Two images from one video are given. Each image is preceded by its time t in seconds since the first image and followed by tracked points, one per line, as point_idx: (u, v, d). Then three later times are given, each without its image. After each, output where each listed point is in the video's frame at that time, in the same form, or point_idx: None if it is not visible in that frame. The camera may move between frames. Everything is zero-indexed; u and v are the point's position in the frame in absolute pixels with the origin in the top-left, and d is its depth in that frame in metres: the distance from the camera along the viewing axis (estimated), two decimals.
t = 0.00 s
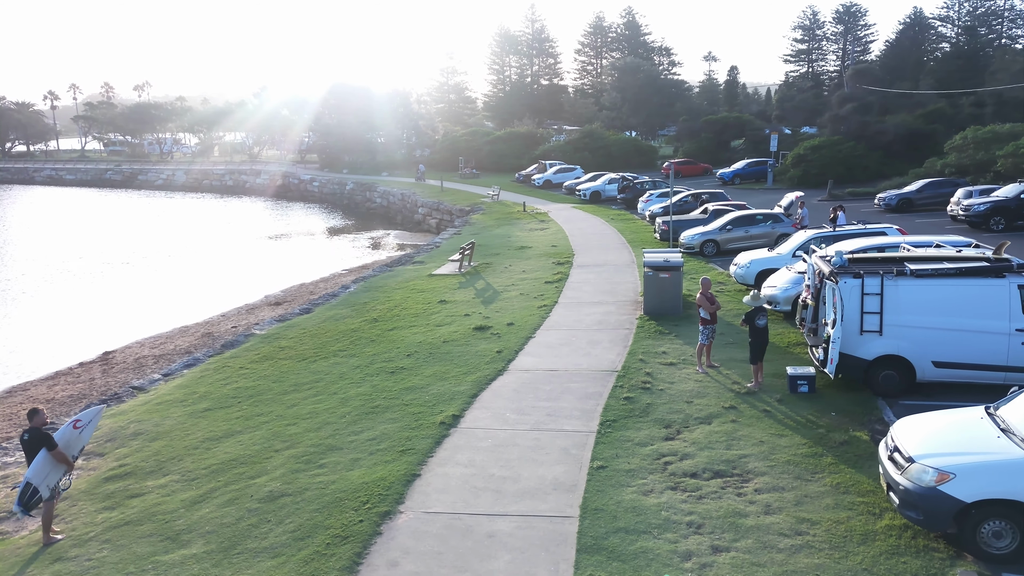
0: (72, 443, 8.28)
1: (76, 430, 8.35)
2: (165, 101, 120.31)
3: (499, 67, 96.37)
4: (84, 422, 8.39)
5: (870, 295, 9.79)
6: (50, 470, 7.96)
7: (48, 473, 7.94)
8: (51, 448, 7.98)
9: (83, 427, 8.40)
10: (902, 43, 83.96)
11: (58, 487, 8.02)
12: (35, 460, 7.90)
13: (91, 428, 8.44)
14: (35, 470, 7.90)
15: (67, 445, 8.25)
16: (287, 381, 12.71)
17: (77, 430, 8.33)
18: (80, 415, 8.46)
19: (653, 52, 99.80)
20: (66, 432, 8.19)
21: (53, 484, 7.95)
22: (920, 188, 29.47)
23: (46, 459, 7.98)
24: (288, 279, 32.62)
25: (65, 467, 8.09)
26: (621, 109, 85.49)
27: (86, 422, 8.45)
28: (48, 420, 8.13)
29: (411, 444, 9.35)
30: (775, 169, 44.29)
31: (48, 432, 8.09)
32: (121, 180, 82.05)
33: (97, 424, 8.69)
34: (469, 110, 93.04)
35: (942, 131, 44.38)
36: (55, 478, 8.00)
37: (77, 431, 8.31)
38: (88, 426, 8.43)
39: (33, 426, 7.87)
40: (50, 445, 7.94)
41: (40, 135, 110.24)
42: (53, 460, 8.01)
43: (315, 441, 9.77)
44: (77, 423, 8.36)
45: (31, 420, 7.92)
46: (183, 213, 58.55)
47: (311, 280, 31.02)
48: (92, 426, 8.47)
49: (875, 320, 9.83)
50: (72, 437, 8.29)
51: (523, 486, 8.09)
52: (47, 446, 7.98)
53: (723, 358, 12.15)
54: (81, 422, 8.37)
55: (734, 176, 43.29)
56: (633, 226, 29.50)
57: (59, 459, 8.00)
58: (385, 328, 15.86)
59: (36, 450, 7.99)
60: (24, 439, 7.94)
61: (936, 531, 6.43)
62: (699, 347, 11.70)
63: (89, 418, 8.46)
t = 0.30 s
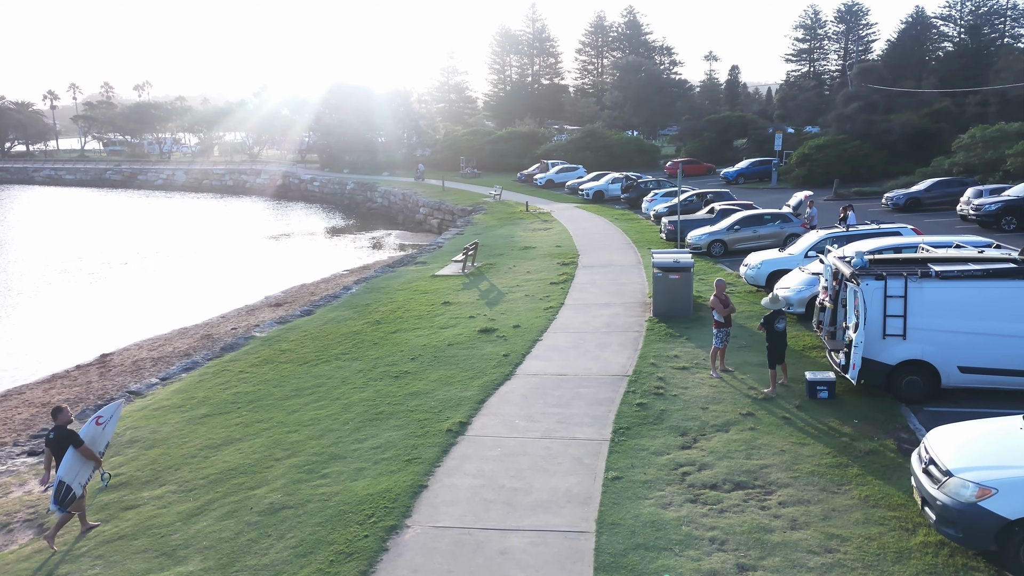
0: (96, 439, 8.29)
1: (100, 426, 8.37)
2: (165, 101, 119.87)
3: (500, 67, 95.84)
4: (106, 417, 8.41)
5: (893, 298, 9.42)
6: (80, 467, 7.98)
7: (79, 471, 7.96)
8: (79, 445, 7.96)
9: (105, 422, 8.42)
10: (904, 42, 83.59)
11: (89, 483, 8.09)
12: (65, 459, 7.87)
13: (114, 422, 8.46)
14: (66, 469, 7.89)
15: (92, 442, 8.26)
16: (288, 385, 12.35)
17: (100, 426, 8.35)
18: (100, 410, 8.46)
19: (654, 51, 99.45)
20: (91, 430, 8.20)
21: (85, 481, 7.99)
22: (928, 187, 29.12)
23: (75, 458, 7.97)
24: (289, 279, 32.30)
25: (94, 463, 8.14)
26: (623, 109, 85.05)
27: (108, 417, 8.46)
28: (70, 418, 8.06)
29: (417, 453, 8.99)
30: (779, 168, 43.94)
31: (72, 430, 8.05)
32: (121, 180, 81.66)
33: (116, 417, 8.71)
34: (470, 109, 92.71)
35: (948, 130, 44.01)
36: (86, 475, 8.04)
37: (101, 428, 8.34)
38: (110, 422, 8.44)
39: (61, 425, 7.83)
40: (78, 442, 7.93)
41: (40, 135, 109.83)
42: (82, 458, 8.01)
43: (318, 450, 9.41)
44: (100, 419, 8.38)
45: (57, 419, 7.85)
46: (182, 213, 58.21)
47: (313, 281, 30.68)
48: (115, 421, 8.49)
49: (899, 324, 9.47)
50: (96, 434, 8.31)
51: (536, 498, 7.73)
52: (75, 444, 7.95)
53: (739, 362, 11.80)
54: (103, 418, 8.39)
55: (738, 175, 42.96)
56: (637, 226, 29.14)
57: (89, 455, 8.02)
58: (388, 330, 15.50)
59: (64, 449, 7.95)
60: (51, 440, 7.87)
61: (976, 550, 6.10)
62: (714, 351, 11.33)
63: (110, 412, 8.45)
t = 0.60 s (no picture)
0: (115, 443, 8.18)
1: (119, 430, 8.28)
2: (164, 101, 119.43)
3: (500, 67, 95.37)
4: (127, 422, 8.32)
5: (915, 301, 9.02)
6: (95, 467, 7.75)
7: (93, 470, 7.73)
8: (96, 444, 7.80)
9: (125, 428, 8.32)
10: (906, 41, 83.22)
11: (103, 485, 7.80)
12: (81, 457, 7.69)
13: (133, 428, 8.35)
14: (81, 466, 7.69)
15: (110, 446, 8.13)
16: (285, 391, 11.97)
17: (119, 429, 8.26)
18: (121, 416, 8.39)
19: (654, 51, 99.13)
20: (110, 432, 8.10)
21: (98, 481, 7.74)
22: (936, 186, 28.75)
23: (91, 456, 7.77)
24: (287, 280, 31.96)
25: (110, 464, 7.90)
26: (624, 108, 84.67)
27: (128, 422, 8.37)
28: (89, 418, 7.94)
29: (418, 464, 8.60)
30: (783, 167, 43.56)
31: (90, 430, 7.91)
32: (120, 181, 81.25)
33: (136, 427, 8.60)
34: (470, 110, 92.41)
35: (953, 129, 43.62)
36: (99, 476, 7.80)
37: (120, 431, 8.24)
38: (129, 426, 8.36)
39: (80, 421, 7.72)
40: (96, 441, 7.77)
41: (39, 135, 109.40)
42: (98, 457, 7.81)
43: (315, 459, 9.02)
44: (120, 423, 8.29)
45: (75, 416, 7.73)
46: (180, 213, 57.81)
47: (313, 282, 30.31)
48: (134, 427, 8.40)
49: (920, 328, 9.08)
50: (115, 437, 8.21)
51: (544, 513, 7.33)
52: (92, 442, 7.79)
53: (751, 366, 11.41)
54: (123, 422, 8.30)
55: (741, 175, 42.65)
56: (641, 226, 28.77)
57: (105, 455, 7.83)
58: (388, 333, 15.10)
59: (80, 447, 7.78)
60: (68, 436, 7.72)
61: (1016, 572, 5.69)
62: (726, 355, 10.94)
63: (130, 418, 8.38)
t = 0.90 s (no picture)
0: (134, 440, 7.77)
1: (138, 425, 7.85)
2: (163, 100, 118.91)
3: (501, 66, 94.79)
4: (145, 417, 7.84)
5: (938, 305, 8.59)
6: (115, 466, 7.54)
7: (113, 469, 7.53)
8: (116, 443, 7.51)
9: (144, 422, 7.87)
10: (907, 40, 82.81)
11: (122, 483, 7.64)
12: (102, 457, 7.42)
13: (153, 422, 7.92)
14: (101, 466, 7.45)
15: (129, 443, 7.76)
16: (279, 397, 11.53)
17: (138, 425, 7.81)
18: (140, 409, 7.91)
19: (655, 50, 98.69)
20: (129, 430, 7.67)
21: (118, 481, 7.56)
22: (943, 185, 28.34)
23: (111, 455, 7.51)
24: (285, 281, 31.53)
25: (129, 462, 7.68)
26: (625, 107, 84.24)
27: (148, 416, 7.91)
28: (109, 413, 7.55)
29: (417, 476, 8.16)
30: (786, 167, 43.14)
31: (111, 426, 7.57)
32: (118, 180, 80.76)
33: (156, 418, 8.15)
34: (469, 109, 91.97)
35: (958, 128, 43.19)
36: (119, 474, 7.59)
37: (138, 427, 7.80)
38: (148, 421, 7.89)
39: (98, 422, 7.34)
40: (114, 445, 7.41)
41: (37, 134, 108.94)
42: (118, 456, 7.55)
43: (308, 471, 8.59)
44: (139, 418, 7.84)
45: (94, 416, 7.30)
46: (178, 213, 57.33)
47: (310, 282, 29.87)
48: (153, 421, 7.92)
49: (944, 333, 8.65)
50: (133, 434, 7.78)
51: (550, 531, 6.89)
52: (112, 441, 7.49)
53: (763, 372, 10.99)
54: (142, 418, 7.84)
55: (744, 175, 42.26)
56: (644, 226, 28.34)
57: (125, 454, 7.56)
58: (386, 336, 14.67)
59: (100, 446, 7.49)
60: (88, 436, 7.42)
61: None
62: (737, 361, 10.51)
63: (150, 412, 7.89)
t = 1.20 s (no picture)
0: (151, 441, 7.66)
1: (154, 427, 7.72)
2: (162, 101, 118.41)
3: (500, 66, 94.29)
4: (160, 418, 7.74)
5: (964, 310, 8.17)
6: (134, 468, 7.39)
7: (132, 472, 7.37)
8: (134, 445, 7.35)
9: (159, 423, 7.75)
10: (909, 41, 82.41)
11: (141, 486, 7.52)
12: (119, 459, 7.25)
13: (168, 424, 7.82)
14: (120, 469, 7.30)
15: (146, 444, 7.62)
16: (272, 405, 11.11)
17: (153, 427, 7.70)
18: (154, 411, 7.80)
19: (655, 50, 98.30)
20: (146, 431, 7.55)
21: (137, 482, 7.42)
22: (950, 186, 27.95)
23: (129, 458, 7.36)
24: (282, 282, 31.12)
25: (147, 464, 7.54)
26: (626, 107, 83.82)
27: (162, 417, 7.80)
28: (126, 414, 7.40)
29: (415, 492, 7.73)
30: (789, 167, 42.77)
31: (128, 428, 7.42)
32: (116, 181, 80.31)
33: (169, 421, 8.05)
34: (469, 109, 91.52)
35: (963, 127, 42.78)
36: (138, 477, 7.46)
37: (155, 429, 7.69)
38: (163, 422, 7.79)
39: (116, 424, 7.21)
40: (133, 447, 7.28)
41: (36, 135, 108.52)
42: (136, 458, 7.40)
43: (301, 486, 8.16)
44: (154, 420, 7.72)
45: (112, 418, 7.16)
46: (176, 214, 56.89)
47: (309, 284, 29.45)
48: (169, 420, 7.84)
49: (970, 340, 8.24)
50: (150, 435, 7.66)
51: (557, 553, 6.46)
52: (130, 443, 7.34)
53: (775, 379, 10.58)
54: (157, 419, 7.72)
55: (747, 175, 41.92)
56: (647, 226, 27.93)
57: (143, 456, 7.41)
58: (384, 341, 14.23)
59: (117, 449, 7.32)
60: (106, 440, 7.22)
61: None
62: (748, 367, 10.08)
63: (164, 413, 7.80)
